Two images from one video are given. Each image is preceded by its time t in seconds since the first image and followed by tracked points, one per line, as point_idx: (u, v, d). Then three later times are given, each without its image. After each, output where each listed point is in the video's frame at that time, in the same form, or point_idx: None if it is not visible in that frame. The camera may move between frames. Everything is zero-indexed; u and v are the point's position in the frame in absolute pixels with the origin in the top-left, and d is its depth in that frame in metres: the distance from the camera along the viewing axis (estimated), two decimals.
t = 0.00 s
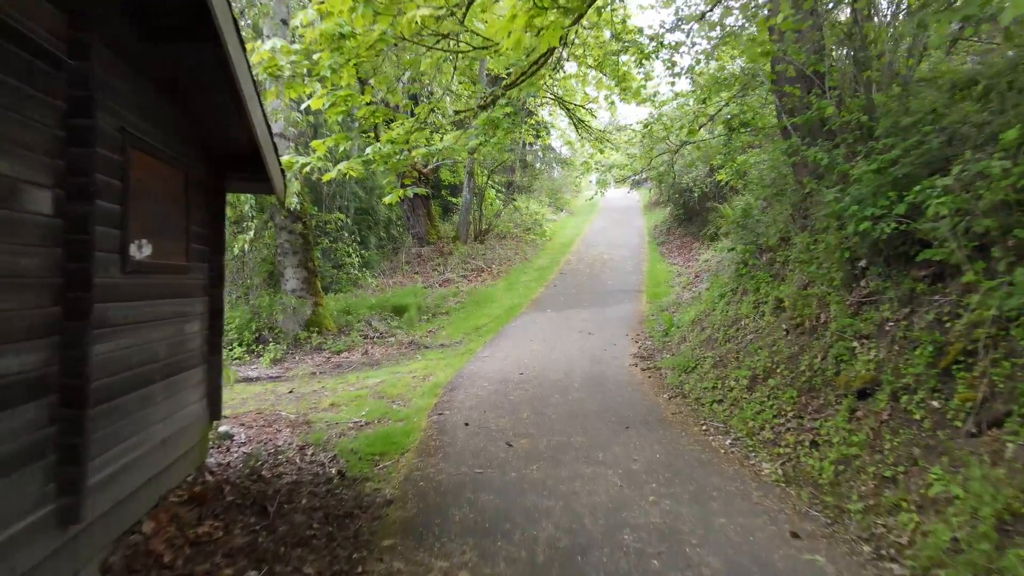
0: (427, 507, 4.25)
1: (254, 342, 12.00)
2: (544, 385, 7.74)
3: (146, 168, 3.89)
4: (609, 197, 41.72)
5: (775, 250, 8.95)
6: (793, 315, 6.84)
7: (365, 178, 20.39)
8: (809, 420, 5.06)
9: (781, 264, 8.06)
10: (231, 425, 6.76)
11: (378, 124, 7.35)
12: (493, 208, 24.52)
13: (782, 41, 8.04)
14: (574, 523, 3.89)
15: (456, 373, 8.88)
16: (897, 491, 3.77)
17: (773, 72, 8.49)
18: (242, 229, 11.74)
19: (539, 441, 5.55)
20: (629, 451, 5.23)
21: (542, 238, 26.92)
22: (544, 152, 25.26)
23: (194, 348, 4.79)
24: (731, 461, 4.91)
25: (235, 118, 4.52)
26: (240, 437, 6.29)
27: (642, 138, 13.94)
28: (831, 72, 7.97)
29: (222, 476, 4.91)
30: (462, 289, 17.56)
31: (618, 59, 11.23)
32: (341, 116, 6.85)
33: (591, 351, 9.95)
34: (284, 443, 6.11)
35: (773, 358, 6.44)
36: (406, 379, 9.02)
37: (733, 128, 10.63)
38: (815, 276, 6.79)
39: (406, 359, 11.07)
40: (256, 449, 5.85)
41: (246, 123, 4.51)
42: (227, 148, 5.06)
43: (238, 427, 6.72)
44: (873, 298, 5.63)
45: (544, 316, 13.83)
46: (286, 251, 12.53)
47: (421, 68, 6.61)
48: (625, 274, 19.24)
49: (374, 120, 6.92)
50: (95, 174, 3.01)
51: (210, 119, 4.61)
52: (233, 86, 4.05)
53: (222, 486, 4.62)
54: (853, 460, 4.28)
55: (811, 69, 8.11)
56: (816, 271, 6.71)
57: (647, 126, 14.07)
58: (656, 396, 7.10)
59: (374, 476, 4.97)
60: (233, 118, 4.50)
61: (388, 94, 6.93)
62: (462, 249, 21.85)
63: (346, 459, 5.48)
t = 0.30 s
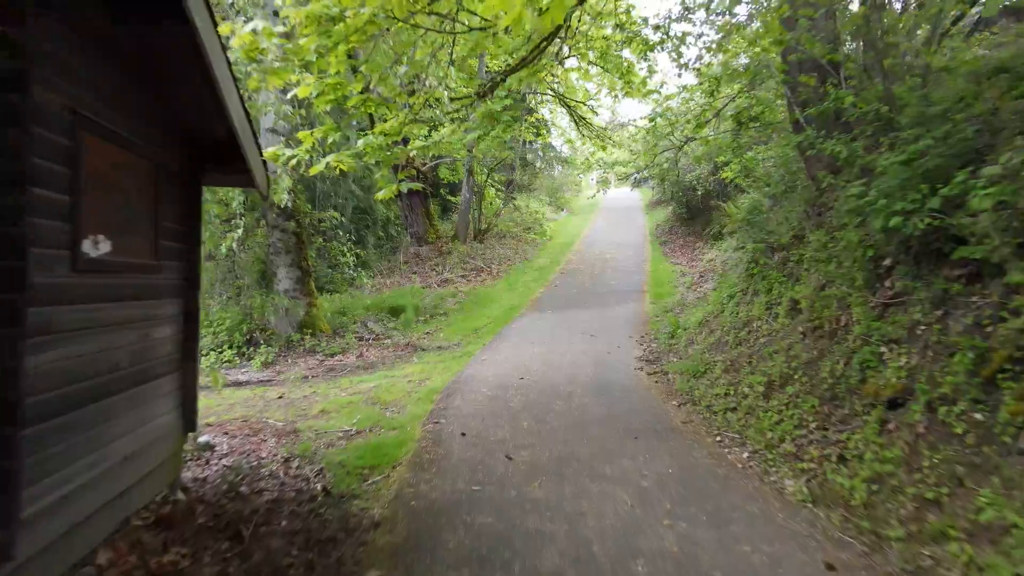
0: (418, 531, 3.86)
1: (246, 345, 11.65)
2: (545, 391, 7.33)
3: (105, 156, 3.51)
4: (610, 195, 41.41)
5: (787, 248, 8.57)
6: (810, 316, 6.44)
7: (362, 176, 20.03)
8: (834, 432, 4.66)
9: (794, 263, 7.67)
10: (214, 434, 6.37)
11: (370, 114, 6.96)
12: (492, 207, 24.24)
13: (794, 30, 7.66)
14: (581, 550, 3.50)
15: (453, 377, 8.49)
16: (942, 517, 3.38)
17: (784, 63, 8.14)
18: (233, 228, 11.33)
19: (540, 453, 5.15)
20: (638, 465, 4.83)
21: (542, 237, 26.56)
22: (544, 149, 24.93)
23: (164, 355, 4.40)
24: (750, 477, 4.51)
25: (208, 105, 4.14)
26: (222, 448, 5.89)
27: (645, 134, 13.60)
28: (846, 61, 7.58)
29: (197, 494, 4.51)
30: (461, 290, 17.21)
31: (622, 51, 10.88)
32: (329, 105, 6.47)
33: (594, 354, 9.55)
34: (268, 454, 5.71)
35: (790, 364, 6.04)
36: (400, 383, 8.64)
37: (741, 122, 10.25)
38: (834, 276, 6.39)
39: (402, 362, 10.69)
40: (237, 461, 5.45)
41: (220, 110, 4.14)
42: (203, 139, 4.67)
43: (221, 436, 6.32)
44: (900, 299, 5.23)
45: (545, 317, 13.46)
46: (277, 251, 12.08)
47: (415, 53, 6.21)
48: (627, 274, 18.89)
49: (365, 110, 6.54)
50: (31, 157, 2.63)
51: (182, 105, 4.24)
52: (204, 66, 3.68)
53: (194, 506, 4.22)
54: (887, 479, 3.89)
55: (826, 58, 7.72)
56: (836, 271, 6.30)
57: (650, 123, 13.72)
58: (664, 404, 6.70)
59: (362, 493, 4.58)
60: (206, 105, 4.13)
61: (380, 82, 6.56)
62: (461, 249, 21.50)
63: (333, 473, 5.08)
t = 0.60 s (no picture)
0: (406, 566, 3.41)
1: (235, 348, 11.18)
2: (548, 398, 6.87)
3: (41, 135, 3.06)
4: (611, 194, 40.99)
5: (802, 246, 8.12)
6: (833, 319, 5.99)
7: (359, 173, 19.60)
8: (870, 450, 4.20)
9: (812, 261, 7.21)
10: (192, 447, 5.91)
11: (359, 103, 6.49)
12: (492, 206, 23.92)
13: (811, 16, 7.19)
14: None
15: (450, 383, 8.03)
16: (1009, 554, 2.93)
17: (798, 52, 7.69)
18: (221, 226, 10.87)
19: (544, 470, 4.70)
20: (652, 484, 4.38)
21: (543, 236, 26.11)
22: (544, 147, 24.48)
23: (126, 365, 3.96)
24: (777, 500, 4.06)
25: (173, 87, 3.70)
26: (198, 462, 5.43)
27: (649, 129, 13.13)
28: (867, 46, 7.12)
29: (162, 519, 4.06)
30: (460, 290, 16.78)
31: (626, 41, 10.43)
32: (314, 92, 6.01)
33: (599, 357, 9.09)
34: (248, 470, 5.26)
35: (813, 371, 5.58)
36: (394, 389, 8.17)
37: (751, 115, 9.78)
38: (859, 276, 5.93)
39: (397, 366, 10.22)
40: (213, 478, 5.00)
41: (187, 94, 3.72)
42: (173, 129, 4.23)
43: (198, 449, 5.86)
44: (937, 301, 4.77)
45: (546, 318, 13.02)
46: (269, 250, 11.67)
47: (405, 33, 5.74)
48: (629, 274, 18.45)
49: (353, 97, 6.08)
50: None
51: (147, 89, 3.82)
52: (160, 37, 3.23)
53: (156, 533, 3.78)
54: (937, 506, 3.44)
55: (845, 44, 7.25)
56: (862, 271, 5.84)
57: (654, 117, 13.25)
58: (676, 413, 6.24)
59: (346, 517, 4.12)
60: (171, 89, 3.71)
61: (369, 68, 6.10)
62: (460, 248, 21.06)
63: (315, 492, 4.62)
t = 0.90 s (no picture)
0: None
1: (222, 351, 10.61)
2: (552, 408, 6.34)
3: None
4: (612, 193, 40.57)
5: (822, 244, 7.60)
6: (864, 324, 5.47)
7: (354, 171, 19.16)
8: (921, 474, 3.69)
9: (836, 260, 6.69)
10: (161, 463, 5.38)
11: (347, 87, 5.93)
12: (492, 204, 23.47)
13: None
14: None
15: (446, 391, 7.50)
16: None
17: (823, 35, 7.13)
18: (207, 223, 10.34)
19: (548, 494, 4.19)
20: (671, 511, 3.88)
21: (544, 236, 25.60)
22: (545, 145, 23.98)
23: (69, 377, 3.45)
24: (817, 534, 3.55)
25: (120, 57, 3.19)
26: (165, 482, 4.90)
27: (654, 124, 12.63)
28: (897, 27, 6.58)
29: (116, 553, 3.57)
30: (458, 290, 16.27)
31: (631, 30, 9.92)
32: (295, 74, 5.49)
33: (605, 363, 8.55)
34: (219, 491, 4.74)
35: (845, 380, 5.06)
36: (386, 397, 7.64)
37: (764, 106, 9.26)
38: (893, 275, 5.41)
39: (391, 371, 9.69)
40: (179, 502, 4.49)
41: (138, 68, 3.23)
42: (129, 108, 3.72)
43: (168, 466, 5.33)
44: (992, 304, 4.25)
45: (548, 319, 12.52)
46: (257, 248, 11.15)
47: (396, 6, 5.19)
48: (633, 273, 17.96)
49: (339, 79, 5.54)
50: None
51: (94, 62, 3.32)
52: None
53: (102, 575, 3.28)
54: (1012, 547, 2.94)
55: (874, 25, 6.71)
56: (897, 271, 5.32)
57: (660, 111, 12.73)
58: (691, 426, 5.72)
59: (323, 553, 3.62)
60: (118, 58, 3.19)
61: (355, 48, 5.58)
62: (459, 248, 20.54)
63: (291, 519, 4.11)
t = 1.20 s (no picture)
0: None
1: (205, 355, 10.03)
2: (556, 422, 5.78)
3: None
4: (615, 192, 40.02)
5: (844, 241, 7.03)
6: (904, 329, 4.89)
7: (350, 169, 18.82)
8: (995, 509, 3.12)
9: (866, 258, 6.11)
10: (117, 485, 4.80)
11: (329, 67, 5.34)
12: (491, 203, 23.08)
13: None
14: None
15: (441, 400, 6.93)
16: None
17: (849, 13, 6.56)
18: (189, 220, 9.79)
19: (553, 530, 3.62)
20: (698, 552, 3.32)
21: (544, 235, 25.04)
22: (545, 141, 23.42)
23: None
24: None
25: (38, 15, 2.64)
26: (116, 509, 4.33)
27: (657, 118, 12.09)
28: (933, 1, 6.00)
29: None
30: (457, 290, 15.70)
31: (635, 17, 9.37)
32: (269, 49, 4.91)
33: (611, 370, 7.98)
34: (177, 519, 4.16)
35: (887, 393, 4.49)
36: (374, 406, 7.05)
37: (781, 94, 8.68)
38: (938, 275, 4.83)
39: (382, 376, 9.12)
40: (129, 535, 3.90)
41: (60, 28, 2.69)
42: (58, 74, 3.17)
43: (124, 488, 4.75)
44: None
45: (550, 321, 11.96)
46: (243, 246, 10.58)
47: None
48: (638, 273, 17.40)
49: (318, 56, 4.96)
50: None
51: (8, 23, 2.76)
52: None
53: None
54: None
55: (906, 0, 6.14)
56: (944, 269, 4.73)
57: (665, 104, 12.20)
58: (711, 443, 5.14)
59: None
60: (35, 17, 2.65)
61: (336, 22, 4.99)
62: (457, 246, 19.97)
63: (254, 557, 3.53)
